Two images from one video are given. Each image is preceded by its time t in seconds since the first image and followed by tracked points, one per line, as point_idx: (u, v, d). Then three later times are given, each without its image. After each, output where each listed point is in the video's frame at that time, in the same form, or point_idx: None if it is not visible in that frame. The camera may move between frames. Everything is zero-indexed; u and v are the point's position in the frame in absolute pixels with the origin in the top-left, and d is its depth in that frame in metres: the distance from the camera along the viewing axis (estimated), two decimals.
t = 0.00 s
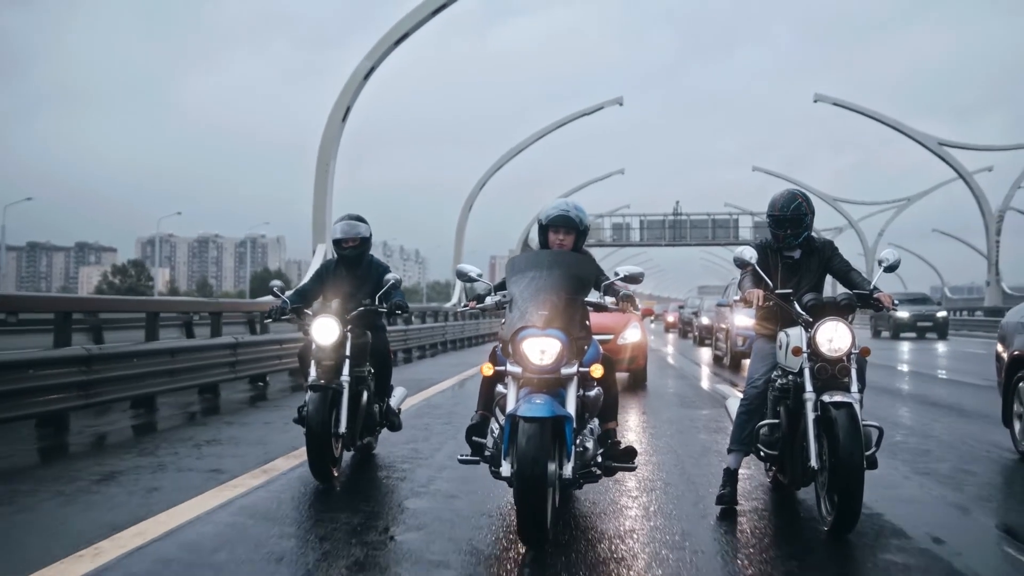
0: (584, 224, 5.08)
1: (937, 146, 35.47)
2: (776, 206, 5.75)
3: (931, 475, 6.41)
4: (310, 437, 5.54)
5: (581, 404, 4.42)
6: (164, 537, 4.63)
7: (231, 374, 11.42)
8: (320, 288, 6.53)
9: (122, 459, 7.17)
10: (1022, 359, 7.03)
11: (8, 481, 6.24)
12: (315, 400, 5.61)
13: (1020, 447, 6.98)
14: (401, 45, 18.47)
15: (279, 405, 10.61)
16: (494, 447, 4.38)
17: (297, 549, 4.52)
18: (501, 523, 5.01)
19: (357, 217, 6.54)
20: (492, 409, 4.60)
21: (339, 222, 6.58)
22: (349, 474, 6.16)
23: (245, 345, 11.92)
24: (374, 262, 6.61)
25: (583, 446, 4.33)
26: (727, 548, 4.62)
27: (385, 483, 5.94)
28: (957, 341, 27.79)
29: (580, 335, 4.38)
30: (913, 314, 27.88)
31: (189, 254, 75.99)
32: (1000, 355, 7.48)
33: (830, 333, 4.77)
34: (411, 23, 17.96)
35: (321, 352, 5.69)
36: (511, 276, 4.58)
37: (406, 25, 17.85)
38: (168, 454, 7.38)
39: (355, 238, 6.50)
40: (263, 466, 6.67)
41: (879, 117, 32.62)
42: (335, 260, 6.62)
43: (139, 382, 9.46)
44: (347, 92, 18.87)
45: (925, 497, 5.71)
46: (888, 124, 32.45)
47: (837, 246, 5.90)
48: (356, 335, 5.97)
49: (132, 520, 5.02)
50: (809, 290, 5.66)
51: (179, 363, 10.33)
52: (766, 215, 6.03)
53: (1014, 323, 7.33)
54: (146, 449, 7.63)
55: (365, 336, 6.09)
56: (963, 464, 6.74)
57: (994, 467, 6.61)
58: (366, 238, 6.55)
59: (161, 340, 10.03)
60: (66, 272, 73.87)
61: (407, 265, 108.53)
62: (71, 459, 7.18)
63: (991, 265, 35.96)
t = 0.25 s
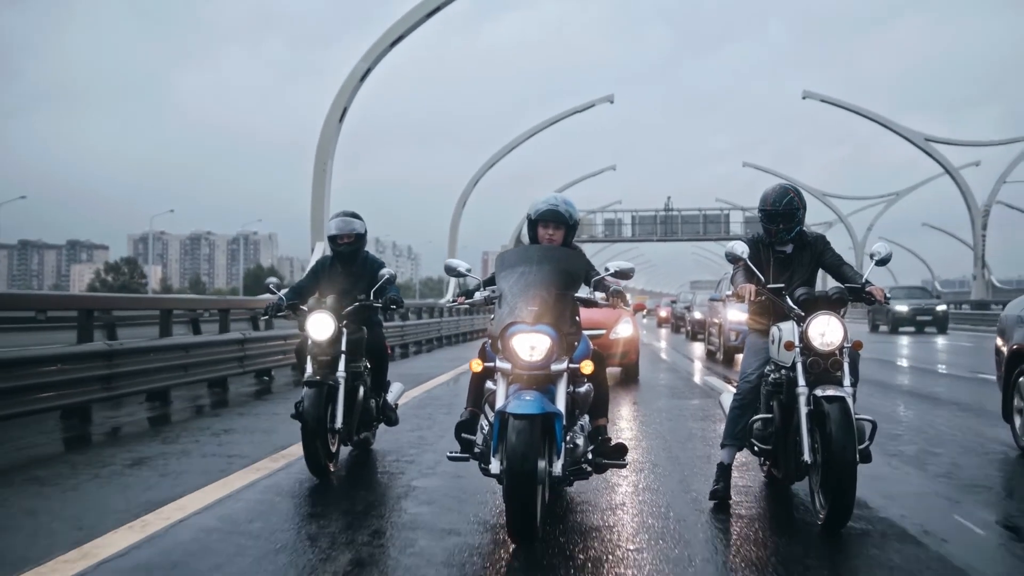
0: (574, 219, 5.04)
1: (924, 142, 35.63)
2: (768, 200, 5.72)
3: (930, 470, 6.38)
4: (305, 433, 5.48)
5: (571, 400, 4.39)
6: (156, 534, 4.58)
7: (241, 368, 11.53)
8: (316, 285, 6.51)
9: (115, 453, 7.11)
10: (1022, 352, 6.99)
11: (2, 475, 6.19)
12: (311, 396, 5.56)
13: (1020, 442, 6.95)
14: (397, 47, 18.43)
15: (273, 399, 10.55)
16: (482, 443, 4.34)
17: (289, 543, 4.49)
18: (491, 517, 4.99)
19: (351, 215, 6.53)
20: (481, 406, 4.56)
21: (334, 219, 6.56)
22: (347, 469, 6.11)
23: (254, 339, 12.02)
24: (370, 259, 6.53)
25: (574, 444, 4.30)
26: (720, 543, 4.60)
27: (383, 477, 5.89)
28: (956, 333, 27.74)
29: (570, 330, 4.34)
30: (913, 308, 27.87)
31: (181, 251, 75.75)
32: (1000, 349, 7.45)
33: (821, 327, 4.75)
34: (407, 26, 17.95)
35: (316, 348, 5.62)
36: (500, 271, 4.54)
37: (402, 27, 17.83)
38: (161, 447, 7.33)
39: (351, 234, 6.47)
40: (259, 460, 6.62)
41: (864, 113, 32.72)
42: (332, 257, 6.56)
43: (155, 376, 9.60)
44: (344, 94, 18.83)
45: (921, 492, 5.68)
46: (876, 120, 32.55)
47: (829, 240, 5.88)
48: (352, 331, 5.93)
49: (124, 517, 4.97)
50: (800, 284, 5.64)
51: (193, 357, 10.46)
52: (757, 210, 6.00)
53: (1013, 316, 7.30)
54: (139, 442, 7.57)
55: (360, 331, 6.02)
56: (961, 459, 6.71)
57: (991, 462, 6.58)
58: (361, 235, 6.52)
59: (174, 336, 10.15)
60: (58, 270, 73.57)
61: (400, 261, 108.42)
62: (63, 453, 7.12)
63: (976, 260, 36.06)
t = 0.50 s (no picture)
0: (567, 215, 5.00)
1: (914, 142, 35.70)
2: (764, 197, 5.66)
3: (931, 470, 6.33)
4: (301, 429, 5.42)
5: (564, 398, 4.34)
6: (146, 530, 4.51)
7: (252, 363, 11.69)
8: (313, 282, 6.43)
9: (106, 446, 7.03)
10: None
11: None
12: (307, 392, 5.48)
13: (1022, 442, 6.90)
14: (397, 50, 18.37)
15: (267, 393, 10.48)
16: (473, 442, 4.30)
17: (282, 539, 4.43)
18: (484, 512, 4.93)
19: (349, 212, 6.41)
20: (472, 404, 4.51)
21: (331, 215, 6.44)
22: (342, 465, 6.05)
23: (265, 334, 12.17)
24: (367, 254, 6.47)
25: (565, 443, 4.26)
26: (714, 541, 4.55)
27: (378, 473, 5.83)
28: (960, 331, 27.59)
29: (562, 327, 4.29)
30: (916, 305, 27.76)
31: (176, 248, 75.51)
32: (1002, 348, 7.42)
33: (816, 324, 4.70)
34: (407, 29, 17.92)
35: (313, 343, 5.57)
36: (492, 268, 4.49)
37: (402, 30, 17.79)
38: (152, 441, 7.25)
39: (348, 231, 6.36)
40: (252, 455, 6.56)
41: (857, 114, 32.82)
42: (329, 254, 6.50)
43: (173, 370, 9.75)
44: (346, 95, 18.78)
45: (918, 493, 5.64)
46: (869, 121, 32.56)
47: (824, 237, 5.83)
48: (349, 326, 5.85)
49: (114, 512, 4.90)
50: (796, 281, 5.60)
51: (207, 352, 10.60)
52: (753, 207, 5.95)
53: (1016, 315, 7.28)
54: (131, 436, 7.50)
55: (357, 327, 5.93)
56: (962, 459, 6.66)
57: (992, 463, 6.53)
58: (358, 231, 6.43)
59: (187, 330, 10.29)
60: (53, 266, 73.35)
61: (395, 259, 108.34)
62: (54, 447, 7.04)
63: (966, 258, 36.13)
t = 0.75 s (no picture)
0: (559, 212, 4.94)
1: (903, 143, 35.73)
2: (760, 195, 5.61)
3: (932, 473, 6.29)
4: (293, 430, 5.40)
5: (556, 399, 4.29)
6: (134, 535, 4.45)
7: (261, 360, 12.19)
8: (307, 281, 6.38)
9: (98, 450, 6.97)
10: None
11: None
12: (299, 393, 5.45)
13: None
14: (397, 56, 18.32)
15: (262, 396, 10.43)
16: (464, 445, 4.25)
17: (274, 542, 4.37)
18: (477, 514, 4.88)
19: (342, 210, 6.39)
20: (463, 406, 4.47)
21: (325, 216, 6.43)
22: (335, 466, 5.99)
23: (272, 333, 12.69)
24: (361, 253, 6.42)
25: (557, 444, 4.20)
26: (709, 541, 4.49)
27: (372, 474, 5.77)
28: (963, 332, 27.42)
29: (555, 328, 4.24)
30: (919, 305, 27.57)
31: (171, 248, 75.31)
32: (1007, 347, 7.38)
33: (810, 323, 4.65)
34: (407, 35, 17.90)
35: (306, 343, 5.46)
36: (482, 268, 4.44)
37: (403, 35, 17.75)
38: (144, 445, 7.18)
39: (341, 231, 6.32)
40: (245, 459, 6.50)
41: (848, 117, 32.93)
42: (322, 254, 6.43)
43: (185, 368, 10.31)
44: (345, 99, 18.77)
45: (916, 494, 5.59)
46: (860, 123, 32.58)
47: (820, 235, 5.79)
48: (343, 326, 5.78)
49: (103, 517, 4.83)
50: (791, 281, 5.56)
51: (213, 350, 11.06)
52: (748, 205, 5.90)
53: (1020, 314, 7.27)
54: (123, 440, 7.43)
55: (351, 327, 5.89)
56: (964, 461, 6.62)
57: (994, 465, 6.49)
58: (352, 231, 6.38)
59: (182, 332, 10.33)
60: (47, 267, 73.07)
61: (390, 259, 108.23)
62: (45, 451, 6.98)
63: (957, 258, 36.16)
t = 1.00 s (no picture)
0: (557, 212, 4.91)
1: (899, 143, 35.63)
2: (763, 194, 5.56)
3: (938, 473, 6.23)
4: (289, 434, 5.34)
5: (555, 401, 4.25)
6: (132, 539, 4.40)
7: (275, 360, 12.53)
8: (306, 283, 6.35)
9: (97, 453, 6.92)
10: None
11: None
12: (295, 396, 5.41)
13: None
14: (401, 62, 18.30)
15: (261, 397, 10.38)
16: (463, 447, 4.22)
17: (272, 545, 4.33)
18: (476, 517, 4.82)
19: (341, 211, 6.36)
20: (462, 408, 4.43)
21: (324, 216, 6.41)
22: (334, 469, 5.94)
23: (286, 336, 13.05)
24: (361, 255, 6.37)
25: (557, 447, 4.16)
26: (710, 542, 4.45)
27: (372, 477, 5.73)
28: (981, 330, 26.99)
29: (554, 329, 4.20)
30: (932, 305, 27.14)
31: (174, 250, 75.30)
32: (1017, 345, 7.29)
33: (812, 323, 4.61)
34: (411, 41, 17.91)
35: (304, 344, 5.43)
36: (481, 269, 4.40)
37: (407, 41, 17.75)
38: (143, 447, 7.13)
39: (340, 231, 6.28)
40: (246, 461, 6.45)
41: (848, 118, 32.92)
42: (322, 255, 6.39)
43: (206, 369, 10.67)
44: (352, 105, 18.82)
45: (921, 495, 5.53)
46: (862, 124, 32.52)
47: (822, 234, 5.75)
48: (341, 328, 5.72)
49: (100, 521, 4.79)
50: (794, 280, 5.52)
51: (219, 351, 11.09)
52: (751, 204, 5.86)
53: None
54: (123, 442, 7.38)
55: (351, 328, 5.86)
56: (971, 462, 6.55)
57: (1001, 465, 6.42)
58: (352, 231, 6.34)
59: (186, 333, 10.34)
60: (50, 270, 73.12)
61: (393, 260, 108.22)
62: (45, 453, 6.94)
63: (952, 256, 36.25)
